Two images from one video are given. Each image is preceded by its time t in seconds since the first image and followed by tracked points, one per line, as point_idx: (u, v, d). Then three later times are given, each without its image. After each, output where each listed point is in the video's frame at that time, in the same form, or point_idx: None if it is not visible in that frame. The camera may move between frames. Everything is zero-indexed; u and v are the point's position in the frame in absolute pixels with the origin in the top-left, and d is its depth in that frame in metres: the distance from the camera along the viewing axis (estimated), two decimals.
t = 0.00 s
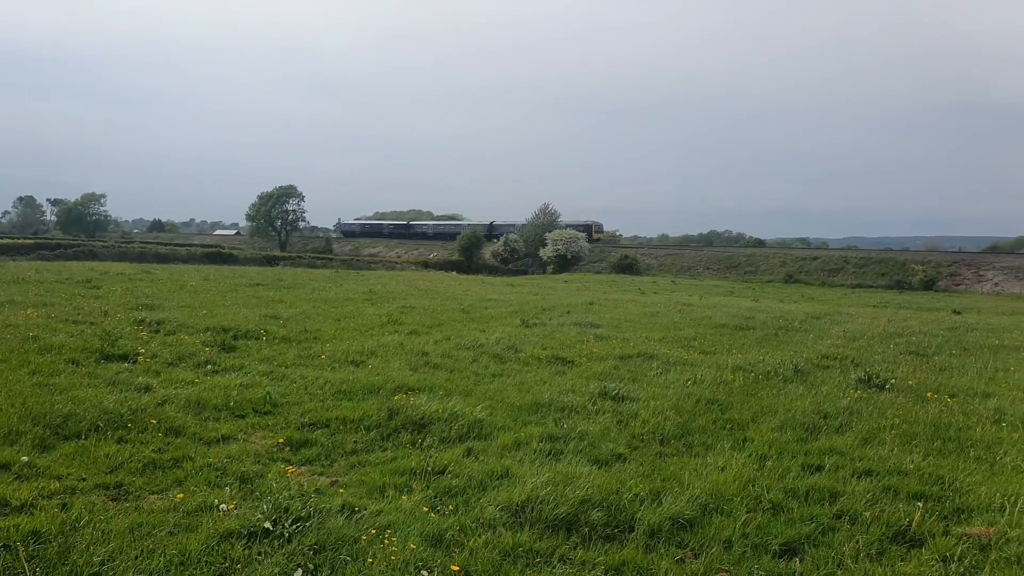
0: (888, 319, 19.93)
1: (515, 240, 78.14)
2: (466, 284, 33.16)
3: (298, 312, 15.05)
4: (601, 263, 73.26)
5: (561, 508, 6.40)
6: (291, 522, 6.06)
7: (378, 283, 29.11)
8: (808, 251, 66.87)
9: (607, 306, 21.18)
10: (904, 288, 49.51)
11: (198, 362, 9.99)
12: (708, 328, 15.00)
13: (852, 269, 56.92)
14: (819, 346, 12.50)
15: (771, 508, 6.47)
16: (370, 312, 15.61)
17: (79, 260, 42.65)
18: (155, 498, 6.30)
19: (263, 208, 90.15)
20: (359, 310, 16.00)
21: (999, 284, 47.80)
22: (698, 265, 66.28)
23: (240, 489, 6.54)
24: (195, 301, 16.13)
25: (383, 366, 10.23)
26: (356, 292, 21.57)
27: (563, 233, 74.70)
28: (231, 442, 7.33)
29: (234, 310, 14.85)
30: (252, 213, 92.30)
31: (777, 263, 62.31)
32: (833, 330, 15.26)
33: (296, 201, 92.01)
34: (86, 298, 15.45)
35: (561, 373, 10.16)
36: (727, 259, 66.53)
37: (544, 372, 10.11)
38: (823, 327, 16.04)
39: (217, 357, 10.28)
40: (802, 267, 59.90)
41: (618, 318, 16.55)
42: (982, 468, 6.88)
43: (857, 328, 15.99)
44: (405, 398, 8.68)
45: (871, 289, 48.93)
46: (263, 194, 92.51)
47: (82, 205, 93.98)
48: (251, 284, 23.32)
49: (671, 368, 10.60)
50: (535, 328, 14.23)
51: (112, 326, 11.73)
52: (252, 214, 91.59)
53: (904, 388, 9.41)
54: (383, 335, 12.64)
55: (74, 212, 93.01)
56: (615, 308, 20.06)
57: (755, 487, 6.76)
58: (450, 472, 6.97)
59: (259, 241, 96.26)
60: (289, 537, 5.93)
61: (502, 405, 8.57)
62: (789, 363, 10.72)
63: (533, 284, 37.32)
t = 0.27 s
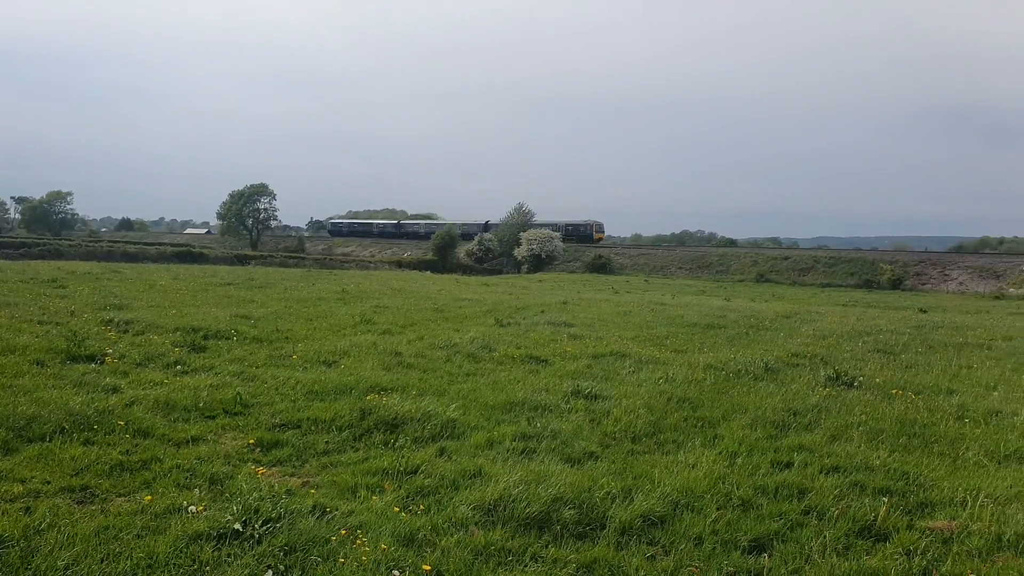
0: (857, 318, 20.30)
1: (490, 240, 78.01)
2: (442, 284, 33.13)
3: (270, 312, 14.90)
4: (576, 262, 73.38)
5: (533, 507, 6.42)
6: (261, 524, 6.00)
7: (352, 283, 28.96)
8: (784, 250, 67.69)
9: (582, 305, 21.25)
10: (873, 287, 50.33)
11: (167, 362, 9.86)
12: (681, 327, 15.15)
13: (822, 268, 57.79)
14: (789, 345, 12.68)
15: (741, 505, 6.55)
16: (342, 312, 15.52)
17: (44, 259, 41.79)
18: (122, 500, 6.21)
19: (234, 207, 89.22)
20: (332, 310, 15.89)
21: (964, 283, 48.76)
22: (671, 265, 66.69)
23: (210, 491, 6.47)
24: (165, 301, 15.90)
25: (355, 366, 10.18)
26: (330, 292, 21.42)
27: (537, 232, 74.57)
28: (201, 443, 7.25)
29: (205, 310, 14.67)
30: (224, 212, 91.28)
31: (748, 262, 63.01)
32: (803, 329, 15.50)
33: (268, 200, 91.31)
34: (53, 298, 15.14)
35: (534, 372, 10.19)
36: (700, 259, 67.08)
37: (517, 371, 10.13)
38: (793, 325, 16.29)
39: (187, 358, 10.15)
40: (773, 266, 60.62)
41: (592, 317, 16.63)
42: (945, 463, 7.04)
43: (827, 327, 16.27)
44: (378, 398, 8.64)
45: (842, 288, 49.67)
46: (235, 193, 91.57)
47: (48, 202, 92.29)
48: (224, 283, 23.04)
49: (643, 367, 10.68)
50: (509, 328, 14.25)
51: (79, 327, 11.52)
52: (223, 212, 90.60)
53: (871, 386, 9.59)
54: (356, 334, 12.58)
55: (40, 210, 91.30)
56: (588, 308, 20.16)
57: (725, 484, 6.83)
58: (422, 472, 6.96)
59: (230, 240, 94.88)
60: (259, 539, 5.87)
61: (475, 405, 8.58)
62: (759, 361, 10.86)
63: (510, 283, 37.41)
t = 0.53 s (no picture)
0: (827, 315, 20.61)
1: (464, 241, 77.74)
2: (418, 285, 32.99)
3: (240, 314, 14.76)
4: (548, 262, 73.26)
5: (506, 507, 6.43)
6: (231, 528, 5.94)
7: (325, 284, 28.75)
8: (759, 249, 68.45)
9: (557, 305, 21.34)
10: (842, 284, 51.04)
11: (135, 366, 9.72)
12: (654, 325, 15.26)
13: (791, 267, 58.48)
14: (760, 342, 12.83)
15: (712, 502, 6.60)
16: (313, 314, 15.40)
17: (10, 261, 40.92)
18: (88, 507, 6.11)
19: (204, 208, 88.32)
20: (303, 312, 15.77)
21: (928, 281, 49.63)
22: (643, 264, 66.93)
23: (179, 496, 6.39)
24: (134, 304, 15.66)
25: (328, 367, 10.12)
26: (302, 294, 21.25)
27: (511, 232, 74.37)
28: (169, 448, 7.17)
29: (174, 313, 14.48)
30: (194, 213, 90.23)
31: (719, 262, 63.55)
32: (774, 327, 15.69)
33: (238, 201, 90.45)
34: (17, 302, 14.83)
35: (508, 372, 10.20)
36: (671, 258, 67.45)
37: (491, 371, 10.14)
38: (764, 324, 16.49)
39: (156, 361, 10.02)
40: (744, 266, 61.14)
41: (565, 316, 16.68)
42: (911, 458, 7.16)
43: (797, 324, 16.50)
44: (350, 400, 8.59)
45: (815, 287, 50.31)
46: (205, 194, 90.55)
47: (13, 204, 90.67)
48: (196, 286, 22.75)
49: (616, 366, 10.74)
50: (483, 328, 14.24)
51: (45, 331, 11.31)
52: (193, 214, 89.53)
53: (841, 382, 9.73)
54: (328, 336, 12.51)
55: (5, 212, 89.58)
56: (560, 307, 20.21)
57: (696, 481, 6.89)
58: (395, 473, 6.94)
59: (200, 241, 93.55)
60: (229, 543, 5.81)
61: (448, 406, 8.57)
62: (731, 359, 10.97)
63: (486, 283, 37.43)
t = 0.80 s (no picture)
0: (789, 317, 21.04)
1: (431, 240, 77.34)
2: (387, 283, 32.82)
3: (200, 311, 14.56)
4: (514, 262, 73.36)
5: (466, 505, 6.45)
6: (188, 528, 5.86)
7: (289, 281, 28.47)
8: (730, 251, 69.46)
9: (523, 304, 21.44)
10: (802, 286, 52.08)
11: (90, 363, 9.53)
12: (617, 325, 15.44)
13: (751, 270, 59.52)
14: (719, 343, 13.06)
15: (671, 500, 6.69)
16: (276, 311, 15.25)
17: None
18: (38, 507, 5.97)
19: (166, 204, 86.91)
20: (265, 310, 15.61)
21: (884, 284, 50.94)
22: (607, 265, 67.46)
23: (134, 496, 6.28)
24: (90, 300, 15.32)
25: (289, 366, 10.04)
26: (264, 292, 21.00)
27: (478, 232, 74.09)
28: (125, 447, 7.06)
29: (132, 310, 14.21)
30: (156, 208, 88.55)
31: (682, 263, 64.42)
32: (733, 327, 16.00)
33: (202, 197, 89.24)
34: None
35: (471, 371, 10.24)
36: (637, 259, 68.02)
37: (454, 370, 10.15)
38: (726, 324, 16.78)
39: (112, 359, 9.84)
40: (706, 267, 62.03)
41: (529, 316, 16.78)
42: (864, 456, 7.34)
43: (756, 325, 16.84)
44: (310, 399, 8.54)
45: (781, 288, 51.26)
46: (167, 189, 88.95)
47: None
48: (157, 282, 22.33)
49: (579, 365, 10.84)
50: (448, 327, 14.25)
51: None
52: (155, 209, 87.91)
53: (798, 382, 9.96)
54: (291, 334, 12.42)
55: None
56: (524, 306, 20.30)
57: (655, 480, 6.98)
58: (355, 472, 6.92)
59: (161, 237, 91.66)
60: (185, 543, 5.73)
61: (410, 404, 8.57)
62: (692, 359, 11.15)
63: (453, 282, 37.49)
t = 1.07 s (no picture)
0: (758, 316, 21.34)
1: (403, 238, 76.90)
2: (360, 283, 32.63)
3: (165, 312, 14.36)
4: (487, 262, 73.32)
5: (435, 506, 6.43)
6: (151, 532, 5.76)
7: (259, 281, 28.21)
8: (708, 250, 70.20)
9: (494, 304, 21.47)
10: (771, 285, 52.76)
11: (51, 365, 9.34)
12: (588, 325, 15.56)
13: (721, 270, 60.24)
14: (687, 342, 13.22)
15: (638, 498, 6.73)
16: (244, 312, 15.09)
17: None
18: None
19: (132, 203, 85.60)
20: (233, 310, 15.44)
21: (851, 283, 51.83)
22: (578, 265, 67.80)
23: (95, 500, 6.16)
24: (53, 301, 15.00)
25: (256, 367, 9.95)
26: (232, 292, 20.75)
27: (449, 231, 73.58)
28: (86, 450, 6.93)
29: (95, 310, 13.95)
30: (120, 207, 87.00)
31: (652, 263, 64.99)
32: (702, 327, 16.22)
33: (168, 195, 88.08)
34: None
35: (441, 371, 10.24)
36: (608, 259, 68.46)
37: (424, 371, 10.14)
38: (695, 324, 16.97)
39: (74, 360, 9.66)
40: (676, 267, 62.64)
41: (500, 315, 16.84)
42: (828, 453, 7.47)
43: (724, 324, 17.09)
44: (278, 400, 8.47)
45: (754, 288, 51.92)
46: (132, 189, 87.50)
47: None
48: (121, 282, 21.93)
49: (549, 364, 10.90)
50: (418, 327, 14.21)
51: None
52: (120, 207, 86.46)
53: (764, 381, 10.13)
54: (259, 335, 12.31)
55: None
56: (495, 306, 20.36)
57: (623, 478, 7.02)
58: (323, 474, 6.87)
59: (127, 236, 90.02)
60: (148, 547, 5.64)
61: (379, 405, 8.54)
62: (660, 359, 11.28)
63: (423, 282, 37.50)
